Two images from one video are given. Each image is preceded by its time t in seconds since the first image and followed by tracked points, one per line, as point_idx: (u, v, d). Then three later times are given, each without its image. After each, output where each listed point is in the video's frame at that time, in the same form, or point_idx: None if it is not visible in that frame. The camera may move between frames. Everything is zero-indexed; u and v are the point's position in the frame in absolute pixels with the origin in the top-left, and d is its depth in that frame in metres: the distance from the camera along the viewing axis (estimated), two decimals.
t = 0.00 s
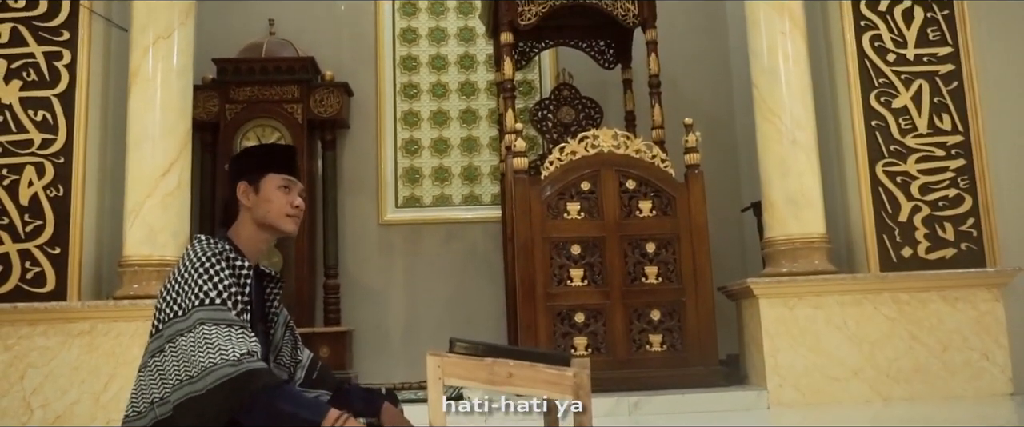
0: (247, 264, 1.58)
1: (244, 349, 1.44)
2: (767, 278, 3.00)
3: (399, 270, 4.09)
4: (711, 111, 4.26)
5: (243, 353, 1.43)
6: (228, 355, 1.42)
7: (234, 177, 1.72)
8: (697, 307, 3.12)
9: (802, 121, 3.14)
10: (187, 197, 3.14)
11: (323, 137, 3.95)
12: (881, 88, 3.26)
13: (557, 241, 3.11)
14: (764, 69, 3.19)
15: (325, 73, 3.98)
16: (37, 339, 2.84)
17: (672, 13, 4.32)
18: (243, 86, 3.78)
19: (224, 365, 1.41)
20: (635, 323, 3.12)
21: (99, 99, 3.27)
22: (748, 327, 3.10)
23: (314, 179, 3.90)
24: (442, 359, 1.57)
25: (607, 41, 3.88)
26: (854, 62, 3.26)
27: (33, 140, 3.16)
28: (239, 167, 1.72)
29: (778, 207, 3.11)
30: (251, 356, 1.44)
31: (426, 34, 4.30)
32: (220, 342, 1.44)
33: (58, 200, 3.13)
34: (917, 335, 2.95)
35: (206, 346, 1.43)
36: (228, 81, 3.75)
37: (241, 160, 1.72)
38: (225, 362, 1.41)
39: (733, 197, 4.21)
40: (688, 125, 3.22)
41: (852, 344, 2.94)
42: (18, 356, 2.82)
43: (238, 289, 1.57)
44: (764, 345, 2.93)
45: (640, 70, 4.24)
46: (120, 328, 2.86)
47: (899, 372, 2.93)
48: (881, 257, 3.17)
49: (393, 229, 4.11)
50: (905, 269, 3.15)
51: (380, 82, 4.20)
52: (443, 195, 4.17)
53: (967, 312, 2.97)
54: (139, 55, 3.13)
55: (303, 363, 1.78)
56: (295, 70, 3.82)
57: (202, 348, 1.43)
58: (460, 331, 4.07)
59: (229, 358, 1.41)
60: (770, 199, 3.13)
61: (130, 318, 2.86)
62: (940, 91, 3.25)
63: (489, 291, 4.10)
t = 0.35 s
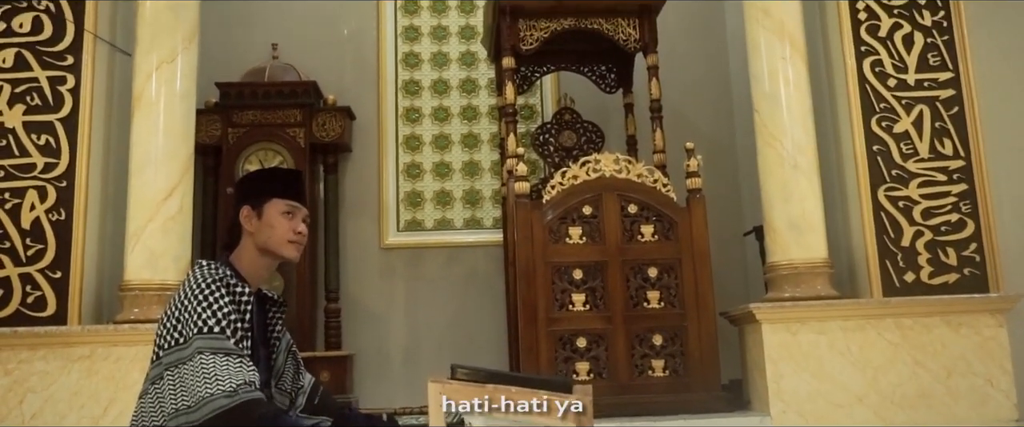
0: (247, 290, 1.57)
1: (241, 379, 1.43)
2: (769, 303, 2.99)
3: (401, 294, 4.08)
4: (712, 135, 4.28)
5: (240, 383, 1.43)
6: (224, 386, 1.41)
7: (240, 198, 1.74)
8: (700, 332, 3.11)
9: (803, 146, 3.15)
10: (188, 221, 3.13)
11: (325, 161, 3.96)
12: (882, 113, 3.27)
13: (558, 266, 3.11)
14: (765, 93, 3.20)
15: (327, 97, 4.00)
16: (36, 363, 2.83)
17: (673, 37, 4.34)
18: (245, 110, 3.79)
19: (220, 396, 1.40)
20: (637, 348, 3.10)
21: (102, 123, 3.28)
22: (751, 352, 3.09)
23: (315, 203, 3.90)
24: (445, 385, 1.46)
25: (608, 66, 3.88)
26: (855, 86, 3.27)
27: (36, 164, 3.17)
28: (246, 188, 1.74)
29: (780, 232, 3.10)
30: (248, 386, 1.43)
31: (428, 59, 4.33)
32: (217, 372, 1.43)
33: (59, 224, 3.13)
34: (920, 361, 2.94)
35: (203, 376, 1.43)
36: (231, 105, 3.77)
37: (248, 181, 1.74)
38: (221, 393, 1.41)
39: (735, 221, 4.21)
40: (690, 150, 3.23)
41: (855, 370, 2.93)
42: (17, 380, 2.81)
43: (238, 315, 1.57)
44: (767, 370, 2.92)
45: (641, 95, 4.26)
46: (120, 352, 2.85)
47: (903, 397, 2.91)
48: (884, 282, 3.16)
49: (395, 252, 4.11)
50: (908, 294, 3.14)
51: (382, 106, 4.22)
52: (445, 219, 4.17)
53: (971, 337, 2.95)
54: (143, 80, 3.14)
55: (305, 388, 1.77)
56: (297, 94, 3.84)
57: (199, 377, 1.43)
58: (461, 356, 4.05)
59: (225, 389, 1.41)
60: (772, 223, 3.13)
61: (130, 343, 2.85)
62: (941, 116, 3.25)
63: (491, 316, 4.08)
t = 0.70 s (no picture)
0: (247, 318, 1.57)
1: (241, 408, 1.43)
2: (772, 330, 2.97)
3: (402, 320, 4.07)
4: (713, 161, 4.28)
5: (240, 413, 1.43)
6: (225, 415, 1.41)
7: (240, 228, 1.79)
8: (702, 358, 3.10)
9: (804, 172, 3.15)
10: (189, 247, 3.13)
11: (326, 187, 3.97)
12: (882, 139, 3.28)
13: (560, 292, 3.10)
14: (765, 119, 3.21)
15: (329, 124, 4.01)
16: (34, 391, 2.81)
17: (673, 64, 4.37)
18: (247, 137, 3.82)
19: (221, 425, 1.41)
20: (639, 375, 3.08)
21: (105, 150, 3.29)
22: (753, 380, 3.07)
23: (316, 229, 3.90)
24: (446, 414, 1.56)
25: (609, 92, 3.90)
26: (855, 113, 3.29)
27: (38, 190, 3.17)
28: (246, 219, 1.79)
29: (782, 259, 3.10)
30: (249, 415, 1.43)
31: (430, 85, 4.35)
32: (217, 400, 1.43)
33: (60, 251, 3.13)
34: (924, 388, 2.92)
35: (203, 405, 1.43)
36: (233, 131, 3.80)
37: (248, 213, 1.79)
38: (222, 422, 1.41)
39: (737, 247, 4.21)
40: (690, 176, 3.23)
41: (859, 397, 2.91)
42: (16, 407, 2.80)
43: (238, 342, 1.56)
44: (770, 397, 2.90)
45: (641, 122, 4.28)
46: (119, 380, 2.83)
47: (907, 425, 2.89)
48: (886, 308, 3.15)
49: (396, 278, 4.11)
50: (910, 321, 3.13)
51: (383, 133, 4.24)
52: (445, 245, 4.17)
53: (975, 364, 2.94)
54: (145, 106, 3.16)
55: (304, 417, 1.77)
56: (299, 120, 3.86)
57: (199, 406, 1.43)
58: (462, 383, 4.03)
59: (226, 418, 1.41)
60: (774, 250, 3.12)
61: (130, 370, 2.84)
62: (941, 142, 3.26)
63: (491, 342, 4.07)
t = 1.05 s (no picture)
0: (247, 356, 1.57)
1: None
2: (775, 364, 2.95)
3: (402, 355, 4.04)
4: (714, 194, 4.29)
5: None
6: None
7: (242, 267, 1.83)
8: (705, 393, 3.07)
9: (805, 205, 3.15)
10: (189, 283, 3.12)
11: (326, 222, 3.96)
12: (882, 172, 3.28)
13: (561, 327, 3.08)
14: (765, 153, 3.22)
15: (329, 159, 4.02)
16: None
17: (672, 98, 4.39)
18: (248, 172, 3.83)
19: None
20: (642, 411, 3.05)
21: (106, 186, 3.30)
22: (757, 414, 3.04)
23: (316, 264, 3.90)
24: None
25: (608, 126, 3.90)
26: (855, 146, 3.29)
27: (38, 227, 3.17)
28: (249, 258, 1.84)
29: (784, 292, 3.08)
30: None
31: (430, 120, 4.37)
32: None
33: (60, 287, 3.12)
34: (930, 422, 2.89)
35: None
36: (234, 166, 3.81)
37: (251, 251, 1.83)
38: None
39: (739, 281, 4.19)
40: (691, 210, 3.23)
41: None
42: None
43: (238, 381, 1.56)
44: None
45: (641, 155, 4.30)
46: (117, 418, 2.81)
47: None
48: (890, 342, 3.13)
49: (397, 313, 4.09)
50: (914, 354, 3.11)
51: (384, 168, 4.25)
52: (446, 280, 4.16)
53: (981, 398, 2.91)
54: (147, 142, 3.17)
55: None
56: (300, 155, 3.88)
57: None
58: (464, 419, 3.99)
59: None
60: (776, 283, 3.11)
61: (128, 408, 2.81)
62: (941, 175, 3.26)
63: (493, 377, 4.04)
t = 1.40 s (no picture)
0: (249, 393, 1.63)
1: None
2: (780, 396, 2.93)
3: (404, 389, 4.01)
4: (716, 225, 4.29)
5: None
6: None
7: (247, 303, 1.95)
8: None
9: (808, 235, 3.14)
10: (191, 317, 3.11)
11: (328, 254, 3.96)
12: (886, 202, 3.28)
13: (564, 360, 3.06)
14: (767, 184, 3.22)
15: (332, 191, 4.02)
16: None
17: (673, 129, 4.40)
18: (250, 204, 3.84)
19: None
20: None
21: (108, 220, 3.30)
22: None
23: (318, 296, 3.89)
24: None
25: (609, 158, 3.92)
26: (857, 177, 3.30)
27: (40, 261, 3.17)
28: (255, 295, 1.96)
29: (788, 324, 3.07)
30: None
31: (432, 152, 4.38)
32: None
33: (60, 322, 3.11)
34: None
35: None
36: (236, 199, 3.82)
37: (257, 289, 1.96)
38: None
39: (742, 312, 4.18)
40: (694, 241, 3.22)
41: None
42: None
43: (239, 417, 1.62)
44: None
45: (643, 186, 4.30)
46: None
47: None
48: (896, 373, 3.10)
49: (399, 346, 4.07)
50: (921, 386, 3.08)
51: (386, 200, 4.26)
52: (448, 312, 4.14)
53: None
54: (149, 176, 3.17)
55: None
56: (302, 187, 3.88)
57: None
58: None
59: None
60: (780, 315, 3.09)
61: None
62: (944, 205, 3.26)
63: (496, 411, 4.00)
